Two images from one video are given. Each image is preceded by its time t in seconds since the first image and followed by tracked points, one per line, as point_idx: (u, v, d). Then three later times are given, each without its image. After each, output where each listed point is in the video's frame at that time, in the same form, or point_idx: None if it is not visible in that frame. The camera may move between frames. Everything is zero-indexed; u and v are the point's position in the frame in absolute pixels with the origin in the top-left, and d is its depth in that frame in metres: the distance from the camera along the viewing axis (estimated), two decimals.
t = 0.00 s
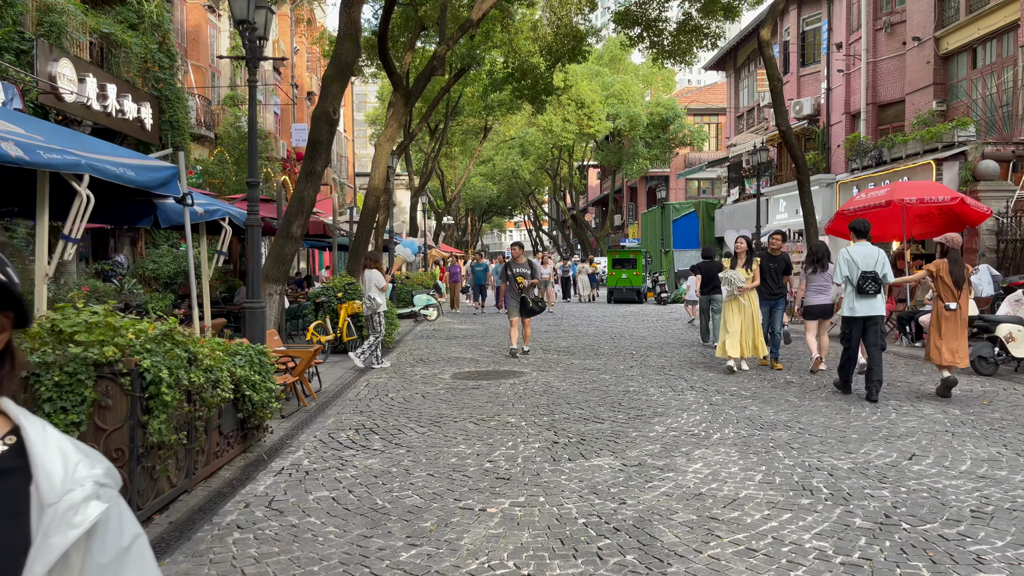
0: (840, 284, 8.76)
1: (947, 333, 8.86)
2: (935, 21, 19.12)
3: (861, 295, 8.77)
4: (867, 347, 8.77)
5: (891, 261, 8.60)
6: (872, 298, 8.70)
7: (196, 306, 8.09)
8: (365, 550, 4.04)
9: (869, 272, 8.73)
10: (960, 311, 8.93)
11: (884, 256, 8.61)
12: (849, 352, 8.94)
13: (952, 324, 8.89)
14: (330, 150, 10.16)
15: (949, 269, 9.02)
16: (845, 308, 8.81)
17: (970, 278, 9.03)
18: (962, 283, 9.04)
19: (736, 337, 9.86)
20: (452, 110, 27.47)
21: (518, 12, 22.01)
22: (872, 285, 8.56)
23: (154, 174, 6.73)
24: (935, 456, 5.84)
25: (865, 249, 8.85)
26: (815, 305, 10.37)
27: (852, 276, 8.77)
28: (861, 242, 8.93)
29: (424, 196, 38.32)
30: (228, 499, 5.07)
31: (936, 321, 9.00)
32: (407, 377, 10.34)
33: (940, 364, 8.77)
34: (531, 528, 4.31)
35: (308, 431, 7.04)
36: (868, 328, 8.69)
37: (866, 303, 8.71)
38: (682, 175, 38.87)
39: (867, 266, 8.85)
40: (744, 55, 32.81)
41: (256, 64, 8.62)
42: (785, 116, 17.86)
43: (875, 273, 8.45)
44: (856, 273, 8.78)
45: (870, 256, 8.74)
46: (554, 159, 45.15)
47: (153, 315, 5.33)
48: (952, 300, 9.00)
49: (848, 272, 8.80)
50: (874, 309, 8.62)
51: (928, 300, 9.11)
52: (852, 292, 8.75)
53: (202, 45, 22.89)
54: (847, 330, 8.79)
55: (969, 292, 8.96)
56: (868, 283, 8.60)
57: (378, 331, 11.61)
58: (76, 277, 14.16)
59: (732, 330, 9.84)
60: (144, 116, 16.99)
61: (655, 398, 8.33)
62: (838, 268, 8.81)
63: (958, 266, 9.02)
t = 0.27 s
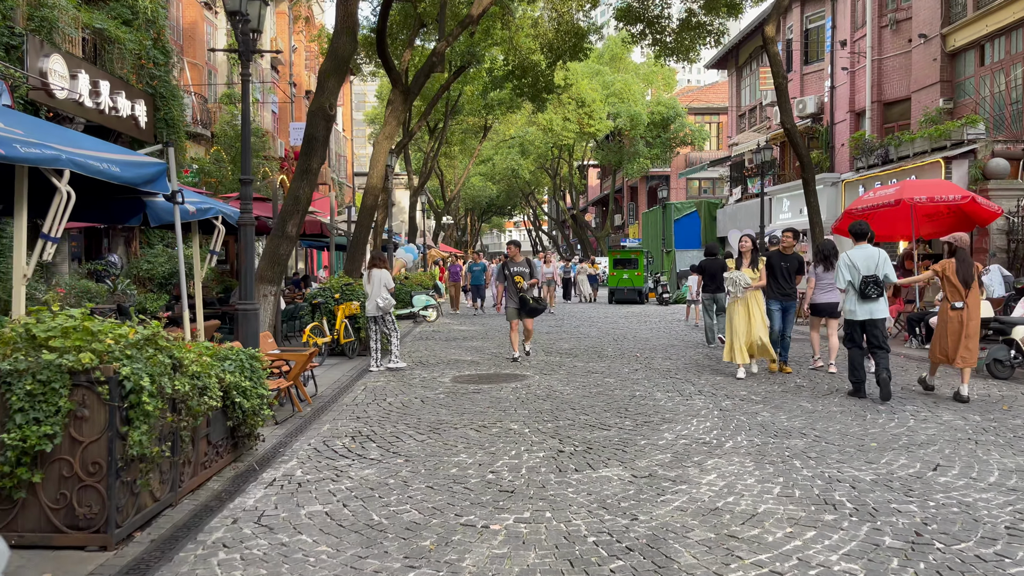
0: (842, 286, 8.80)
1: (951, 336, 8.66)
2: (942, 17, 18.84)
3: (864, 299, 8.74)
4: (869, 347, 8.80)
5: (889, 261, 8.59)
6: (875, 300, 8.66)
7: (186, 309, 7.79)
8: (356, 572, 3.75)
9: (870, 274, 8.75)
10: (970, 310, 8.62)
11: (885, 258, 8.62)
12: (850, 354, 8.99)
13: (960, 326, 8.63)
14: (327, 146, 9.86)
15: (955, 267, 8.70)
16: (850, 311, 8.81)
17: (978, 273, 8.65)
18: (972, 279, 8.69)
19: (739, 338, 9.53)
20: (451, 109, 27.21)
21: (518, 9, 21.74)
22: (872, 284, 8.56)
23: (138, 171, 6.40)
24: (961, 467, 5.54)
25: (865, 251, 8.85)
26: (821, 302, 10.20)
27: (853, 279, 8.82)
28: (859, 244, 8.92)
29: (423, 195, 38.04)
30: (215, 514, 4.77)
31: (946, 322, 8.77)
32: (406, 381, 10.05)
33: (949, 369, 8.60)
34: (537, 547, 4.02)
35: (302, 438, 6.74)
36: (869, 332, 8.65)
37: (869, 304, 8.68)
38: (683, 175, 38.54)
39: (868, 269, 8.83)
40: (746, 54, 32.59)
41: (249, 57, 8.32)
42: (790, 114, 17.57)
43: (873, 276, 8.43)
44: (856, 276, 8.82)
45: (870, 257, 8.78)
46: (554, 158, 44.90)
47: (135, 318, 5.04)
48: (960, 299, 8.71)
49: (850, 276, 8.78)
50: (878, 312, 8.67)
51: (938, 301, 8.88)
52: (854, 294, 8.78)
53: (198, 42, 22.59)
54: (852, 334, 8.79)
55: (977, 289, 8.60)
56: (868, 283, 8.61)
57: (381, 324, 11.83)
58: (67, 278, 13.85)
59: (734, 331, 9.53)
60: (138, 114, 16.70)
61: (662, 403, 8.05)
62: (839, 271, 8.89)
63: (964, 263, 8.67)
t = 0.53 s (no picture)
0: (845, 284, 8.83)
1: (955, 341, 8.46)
2: (948, 15, 18.57)
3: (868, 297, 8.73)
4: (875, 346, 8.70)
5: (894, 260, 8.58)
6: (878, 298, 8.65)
7: (174, 311, 7.51)
8: None
9: (873, 272, 8.72)
10: (974, 314, 8.36)
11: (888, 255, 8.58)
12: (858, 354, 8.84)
13: (965, 331, 8.36)
14: (321, 143, 9.58)
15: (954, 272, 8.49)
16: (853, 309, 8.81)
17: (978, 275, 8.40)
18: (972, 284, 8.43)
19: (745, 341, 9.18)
20: (450, 108, 26.94)
21: (518, 6, 21.47)
22: (874, 281, 8.58)
23: (122, 169, 6.10)
24: (986, 479, 5.26)
25: (870, 250, 8.89)
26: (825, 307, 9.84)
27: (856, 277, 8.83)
28: (865, 243, 8.93)
29: (422, 195, 37.76)
30: (197, 531, 4.49)
31: (950, 329, 8.52)
32: (403, 385, 9.76)
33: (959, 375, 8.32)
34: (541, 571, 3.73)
35: (294, 447, 6.45)
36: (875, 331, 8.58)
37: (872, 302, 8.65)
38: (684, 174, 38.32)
39: (873, 268, 8.83)
40: (748, 53, 32.33)
41: (240, 51, 8.04)
42: (794, 112, 17.30)
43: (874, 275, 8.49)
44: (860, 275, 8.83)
45: (874, 256, 8.79)
46: (554, 158, 44.63)
47: (114, 323, 4.75)
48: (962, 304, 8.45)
49: (853, 272, 8.79)
50: (882, 309, 8.56)
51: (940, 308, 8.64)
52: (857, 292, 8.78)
53: (194, 40, 22.31)
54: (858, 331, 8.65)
55: (977, 292, 8.35)
56: (871, 281, 8.62)
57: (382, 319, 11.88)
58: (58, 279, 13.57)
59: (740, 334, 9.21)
60: (132, 112, 16.41)
61: (668, 409, 7.77)
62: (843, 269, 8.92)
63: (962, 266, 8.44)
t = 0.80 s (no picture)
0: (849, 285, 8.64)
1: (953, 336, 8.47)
2: (954, 11, 18.30)
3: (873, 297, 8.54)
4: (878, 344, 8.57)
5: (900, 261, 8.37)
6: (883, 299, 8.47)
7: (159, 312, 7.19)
8: None
9: (879, 272, 8.51)
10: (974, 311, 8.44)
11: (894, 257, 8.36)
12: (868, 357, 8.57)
13: (964, 326, 8.41)
14: (314, 139, 9.29)
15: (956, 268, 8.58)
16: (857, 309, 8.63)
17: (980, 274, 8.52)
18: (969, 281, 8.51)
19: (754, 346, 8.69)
20: (449, 107, 26.67)
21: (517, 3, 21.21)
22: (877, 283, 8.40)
23: (100, 163, 5.85)
24: (1010, 491, 4.99)
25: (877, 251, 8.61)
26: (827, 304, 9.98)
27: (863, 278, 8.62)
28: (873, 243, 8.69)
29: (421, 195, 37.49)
30: (173, 548, 4.21)
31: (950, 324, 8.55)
32: (399, 388, 9.48)
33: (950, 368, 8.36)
34: None
35: (283, 455, 6.17)
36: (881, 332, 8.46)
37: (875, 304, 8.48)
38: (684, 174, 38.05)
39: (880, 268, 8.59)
40: (749, 51, 32.08)
41: (229, 43, 7.76)
42: (798, 110, 17.01)
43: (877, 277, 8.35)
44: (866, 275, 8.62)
45: (881, 256, 8.56)
46: (554, 157, 44.38)
47: (86, 326, 4.49)
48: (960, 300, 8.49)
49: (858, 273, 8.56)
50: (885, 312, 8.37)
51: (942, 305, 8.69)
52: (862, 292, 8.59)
53: (188, 38, 22.02)
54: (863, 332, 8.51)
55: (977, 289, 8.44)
56: (875, 282, 8.44)
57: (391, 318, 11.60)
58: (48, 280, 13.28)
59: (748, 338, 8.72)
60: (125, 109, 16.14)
61: (672, 414, 7.48)
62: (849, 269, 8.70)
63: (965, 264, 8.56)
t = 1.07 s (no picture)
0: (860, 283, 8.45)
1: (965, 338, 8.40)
2: (961, 8, 18.03)
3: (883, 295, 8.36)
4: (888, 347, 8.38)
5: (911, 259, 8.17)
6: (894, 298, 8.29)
7: (148, 316, 6.93)
8: None
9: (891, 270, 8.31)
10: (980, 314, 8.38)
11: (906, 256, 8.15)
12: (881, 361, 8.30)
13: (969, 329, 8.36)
14: (310, 136, 9.03)
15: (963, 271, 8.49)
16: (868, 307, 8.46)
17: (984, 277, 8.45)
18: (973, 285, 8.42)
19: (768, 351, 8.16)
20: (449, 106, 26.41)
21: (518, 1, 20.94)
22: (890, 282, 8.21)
23: (83, 161, 5.59)
24: None
25: (888, 249, 8.41)
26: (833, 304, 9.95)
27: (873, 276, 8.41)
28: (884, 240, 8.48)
29: (421, 195, 37.22)
30: (154, 570, 3.93)
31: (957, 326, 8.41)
32: (398, 393, 9.21)
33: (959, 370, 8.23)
34: None
35: (275, 466, 5.90)
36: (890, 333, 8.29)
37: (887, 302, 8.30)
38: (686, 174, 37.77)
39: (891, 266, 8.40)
40: (751, 50, 31.83)
41: (221, 36, 7.49)
42: (803, 108, 16.73)
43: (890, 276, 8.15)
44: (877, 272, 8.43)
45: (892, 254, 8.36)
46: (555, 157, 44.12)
47: (62, 332, 4.23)
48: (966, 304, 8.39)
49: (869, 272, 8.36)
50: (896, 311, 8.19)
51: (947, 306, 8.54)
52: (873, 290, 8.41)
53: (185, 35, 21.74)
54: (869, 332, 8.41)
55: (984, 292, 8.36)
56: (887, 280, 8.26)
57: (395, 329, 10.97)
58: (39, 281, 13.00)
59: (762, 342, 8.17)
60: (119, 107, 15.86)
61: (681, 422, 7.21)
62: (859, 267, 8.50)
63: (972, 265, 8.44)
